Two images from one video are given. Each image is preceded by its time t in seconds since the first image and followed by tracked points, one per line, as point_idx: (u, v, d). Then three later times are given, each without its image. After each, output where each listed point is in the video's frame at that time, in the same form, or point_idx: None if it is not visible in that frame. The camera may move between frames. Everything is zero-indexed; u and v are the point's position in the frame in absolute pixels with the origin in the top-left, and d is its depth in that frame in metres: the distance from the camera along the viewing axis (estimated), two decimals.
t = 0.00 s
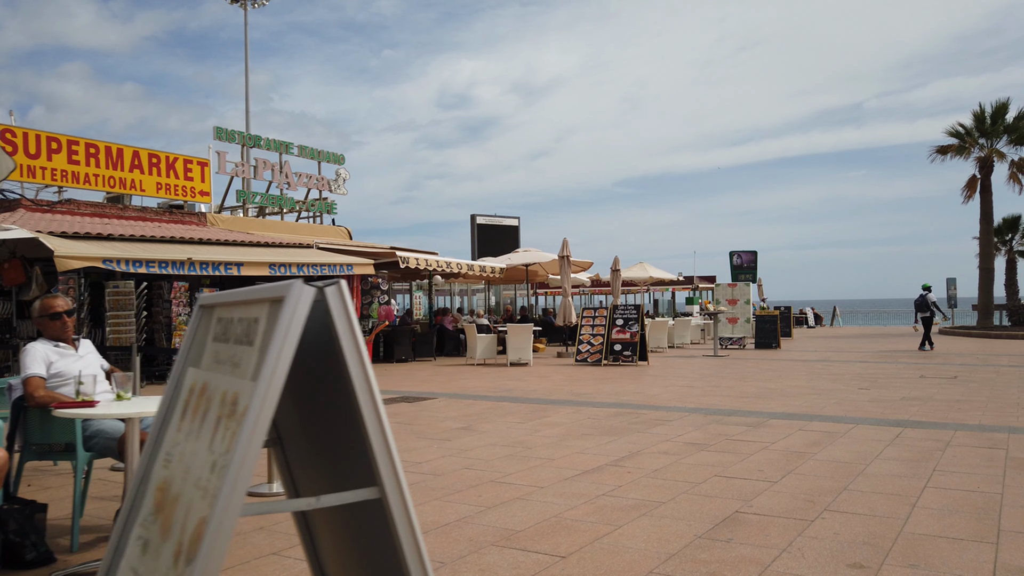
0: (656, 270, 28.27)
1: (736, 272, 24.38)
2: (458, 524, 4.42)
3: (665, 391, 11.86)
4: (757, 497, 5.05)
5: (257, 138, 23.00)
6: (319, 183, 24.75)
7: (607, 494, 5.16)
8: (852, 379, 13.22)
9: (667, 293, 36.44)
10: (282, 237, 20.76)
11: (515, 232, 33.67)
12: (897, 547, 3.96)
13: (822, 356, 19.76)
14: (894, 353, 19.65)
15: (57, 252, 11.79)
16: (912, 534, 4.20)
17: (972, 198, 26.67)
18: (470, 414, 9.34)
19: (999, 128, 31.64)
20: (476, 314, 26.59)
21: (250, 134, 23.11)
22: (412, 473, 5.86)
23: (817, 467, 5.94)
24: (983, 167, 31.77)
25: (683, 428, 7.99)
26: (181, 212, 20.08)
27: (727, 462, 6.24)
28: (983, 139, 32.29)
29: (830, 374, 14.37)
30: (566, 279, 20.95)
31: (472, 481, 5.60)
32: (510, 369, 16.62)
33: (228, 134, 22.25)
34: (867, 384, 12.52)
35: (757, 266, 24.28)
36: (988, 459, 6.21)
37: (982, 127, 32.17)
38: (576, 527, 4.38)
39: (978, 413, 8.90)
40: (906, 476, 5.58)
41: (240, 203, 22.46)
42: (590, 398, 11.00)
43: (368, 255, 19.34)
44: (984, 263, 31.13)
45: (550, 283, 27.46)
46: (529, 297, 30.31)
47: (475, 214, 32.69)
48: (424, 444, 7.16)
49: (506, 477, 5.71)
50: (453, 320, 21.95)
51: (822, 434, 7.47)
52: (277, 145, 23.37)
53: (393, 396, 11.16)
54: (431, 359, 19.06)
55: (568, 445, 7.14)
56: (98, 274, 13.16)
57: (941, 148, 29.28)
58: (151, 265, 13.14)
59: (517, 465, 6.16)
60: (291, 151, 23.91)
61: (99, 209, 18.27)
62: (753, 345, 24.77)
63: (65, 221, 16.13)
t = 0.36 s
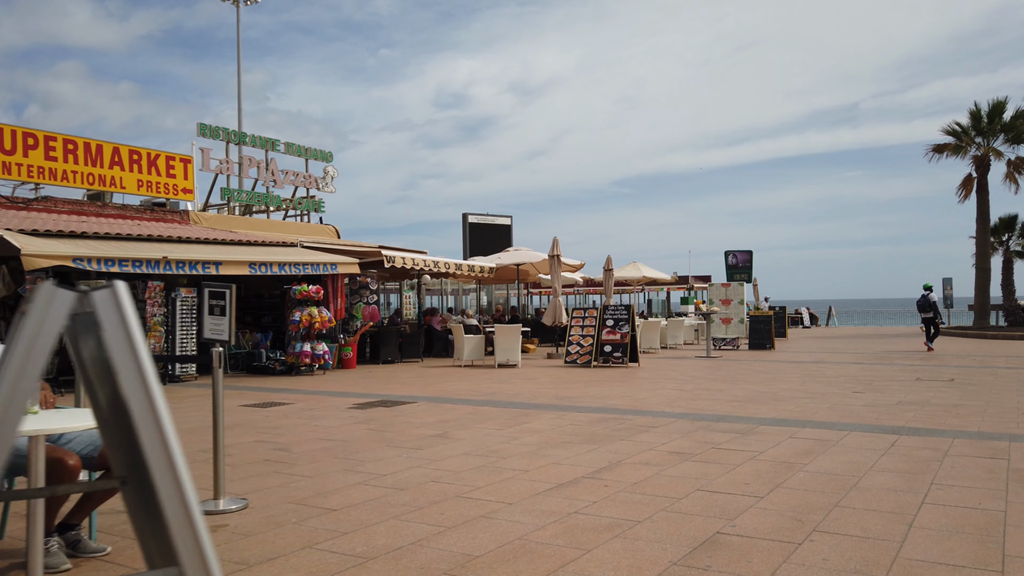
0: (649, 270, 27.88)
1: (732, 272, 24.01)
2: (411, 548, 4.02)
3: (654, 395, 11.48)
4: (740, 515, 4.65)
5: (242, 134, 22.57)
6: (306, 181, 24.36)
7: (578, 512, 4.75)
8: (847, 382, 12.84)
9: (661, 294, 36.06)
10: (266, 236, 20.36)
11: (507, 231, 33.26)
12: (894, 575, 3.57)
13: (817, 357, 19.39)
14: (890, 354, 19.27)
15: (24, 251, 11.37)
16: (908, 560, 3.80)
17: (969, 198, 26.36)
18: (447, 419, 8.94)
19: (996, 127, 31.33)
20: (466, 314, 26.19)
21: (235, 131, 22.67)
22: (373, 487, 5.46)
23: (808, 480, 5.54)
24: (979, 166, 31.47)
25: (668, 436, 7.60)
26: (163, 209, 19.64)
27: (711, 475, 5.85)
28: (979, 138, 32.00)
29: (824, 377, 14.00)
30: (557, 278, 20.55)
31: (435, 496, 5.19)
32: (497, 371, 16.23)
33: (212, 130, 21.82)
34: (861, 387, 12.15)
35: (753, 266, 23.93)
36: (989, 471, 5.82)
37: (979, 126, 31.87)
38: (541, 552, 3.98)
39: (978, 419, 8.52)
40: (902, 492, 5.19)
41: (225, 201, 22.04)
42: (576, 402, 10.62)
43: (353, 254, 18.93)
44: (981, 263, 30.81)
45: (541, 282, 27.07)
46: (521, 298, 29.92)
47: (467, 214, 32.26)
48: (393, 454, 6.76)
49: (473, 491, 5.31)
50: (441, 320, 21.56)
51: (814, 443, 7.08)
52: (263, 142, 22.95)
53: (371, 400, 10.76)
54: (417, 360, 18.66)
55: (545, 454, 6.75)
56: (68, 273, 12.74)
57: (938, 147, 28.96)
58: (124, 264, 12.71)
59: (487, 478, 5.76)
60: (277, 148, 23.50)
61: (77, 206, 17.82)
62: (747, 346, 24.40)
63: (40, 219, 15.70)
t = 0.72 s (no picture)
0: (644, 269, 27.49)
1: (728, 272, 23.65)
2: (357, 572, 3.64)
3: (643, 398, 11.10)
4: (723, 532, 4.27)
5: (228, 130, 22.17)
6: (294, 179, 23.97)
7: (547, 528, 4.36)
8: (843, 384, 12.47)
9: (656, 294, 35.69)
10: (251, 234, 19.95)
11: (500, 230, 32.87)
12: None
13: (813, 357, 19.03)
14: (888, 355, 18.91)
15: None
16: None
17: (967, 197, 26.04)
18: (424, 423, 8.53)
19: (993, 125, 31.00)
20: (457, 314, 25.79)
21: (220, 127, 22.26)
22: (331, 500, 5.07)
23: (798, 492, 5.17)
24: (977, 165, 31.14)
25: (654, 442, 7.21)
26: (146, 207, 19.23)
27: (696, 485, 5.47)
28: (977, 137, 31.67)
29: (820, 379, 13.63)
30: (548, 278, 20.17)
31: (395, 510, 4.81)
32: (485, 373, 15.83)
33: (196, 126, 21.40)
34: (856, 389, 11.79)
35: (750, 266, 23.60)
36: (992, 481, 5.44)
37: (976, 125, 31.56)
38: None
39: (979, 424, 8.16)
40: (898, 505, 4.81)
41: (210, 198, 21.64)
42: (561, 405, 10.22)
43: (340, 253, 18.53)
44: (979, 263, 30.49)
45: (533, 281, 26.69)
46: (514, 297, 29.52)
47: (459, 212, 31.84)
48: (360, 462, 6.35)
49: (436, 504, 4.92)
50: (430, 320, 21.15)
51: (806, 450, 6.70)
52: (249, 139, 22.55)
53: (349, 403, 10.35)
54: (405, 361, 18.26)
55: (522, 462, 6.35)
56: (39, 271, 12.34)
57: (935, 145, 28.62)
58: (98, 262, 12.31)
59: (455, 489, 5.36)
60: (265, 145, 23.10)
61: (56, 203, 17.39)
62: (742, 346, 24.03)
63: (16, 216, 15.29)
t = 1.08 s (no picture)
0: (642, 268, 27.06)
1: (728, 271, 23.23)
2: None
3: (637, 399, 10.68)
4: (714, 551, 3.86)
5: (218, 126, 21.77)
6: (286, 176, 23.57)
7: (520, 546, 3.96)
8: (845, 385, 12.06)
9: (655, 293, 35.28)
10: (240, 231, 19.55)
11: (497, 229, 32.46)
12: None
13: (815, 358, 18.61)
14: (890, 356, 18.50)
15: None
16: None
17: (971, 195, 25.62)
18: (405, 426, 8.11)
19: (997, 123, 30.55)
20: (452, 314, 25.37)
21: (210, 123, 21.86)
22: (288, 513, 4.66)
23: (798, 503, 4.76)
24: (980, 163, 30.71)
25: (645, 447, 6.79)
26: (133, 204, 18.83)
27: (687, 495, 5.06)
28: (980, 134, 31.23)
29: (820, 380, 13.22)
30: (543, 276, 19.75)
31: (357, 524, 4.40)
32: (477, 373, 15.42)
33: (185, 122, 21.00)
34: (858, 390, 11.38)
35: (750, 265, 23.20)
36: (1007, 491, 5.03)
37: (980, 121, 31.10)
38: None
39: (989, 428, 7.74)
40: (907, 519, 4.40)
41: (200, 195, 21.24)
42: (551, 407, 9.81)
43: (331, 250, 18.12)
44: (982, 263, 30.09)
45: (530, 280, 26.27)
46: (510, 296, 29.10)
47: (456, 211, 31.42)
48: (329, 468, 5.94)
49: (403, 517, 4.51)
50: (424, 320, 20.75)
51: (806, 456, 6.29)
52: (240, 135, 22.16)
53: (330, 405, 9.93)
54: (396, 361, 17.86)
55: (502, 470, 5.94)
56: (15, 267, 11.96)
57: (938, 142, 28.19)
58: (75, 258, 11.93)
59: (426, 499, 4.95)
60: (256, 141, 22.70)
61: (39, 200, 17.00)
62: (742, 346, 23.61)
63: None
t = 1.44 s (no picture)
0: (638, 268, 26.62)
1: (726, 271, 22.81)
2: None
3: (631, 406, 10.22)
4: None
5: (203, 122, 21.26)
6: (275, 173, 23.07)
7: None
8: (846, 390, 11.63)
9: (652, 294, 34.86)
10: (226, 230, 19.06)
11: (491, 228, 32.00)
12: None
13: (814, 360, 18.19)
14: (890, 358, 18.10)
15: None
16: None
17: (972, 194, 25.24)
18: (384, 437, 7.63)
19: (998, 121, 30.15)
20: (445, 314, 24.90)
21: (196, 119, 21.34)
22: (236, 541, 4.18)
23: (803, 531, 4.30)
24: (981, 161, 30.32)
25: (637, 461, 6.32)
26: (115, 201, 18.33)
27: (681, 519, 4.60)
28: (980, 133, 30.83)
29: (820, 383, 12.78)
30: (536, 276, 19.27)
31: (312, 556, 3.93)
32: (467, 376, 14.94)
33: (170, 117, 20.48)
34: (860, 395, 10.93)
35: (747, 265, 22.78)
36: None
37: (980, 120, 30.69)
38: None
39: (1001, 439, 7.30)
40: (926, 550, 3.94)
41: (185, 192, 20.73)
42: (540, 415, 9.34)
43: (318, 249, 17.64)
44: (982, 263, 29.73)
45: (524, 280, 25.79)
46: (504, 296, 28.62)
47: (449, 210, 30.95)
48: (293, 487, 5.47)
49: (364, 548, 4.04)
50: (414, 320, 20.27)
51: (810, 472, 5.83)
52: (227, 131, 21.66)
53: (308, 413, 9.45)
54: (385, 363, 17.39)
55: (481, 489, 5.46)
56: None
57: (939, 141, 27.80)
58: (45, 257, 11.43)
59: (393, 526, 4.48)
60: (243, 137, 22.19)
61: (16, 197, 16.49)
62: (739, 347, 23.17)
63: None
